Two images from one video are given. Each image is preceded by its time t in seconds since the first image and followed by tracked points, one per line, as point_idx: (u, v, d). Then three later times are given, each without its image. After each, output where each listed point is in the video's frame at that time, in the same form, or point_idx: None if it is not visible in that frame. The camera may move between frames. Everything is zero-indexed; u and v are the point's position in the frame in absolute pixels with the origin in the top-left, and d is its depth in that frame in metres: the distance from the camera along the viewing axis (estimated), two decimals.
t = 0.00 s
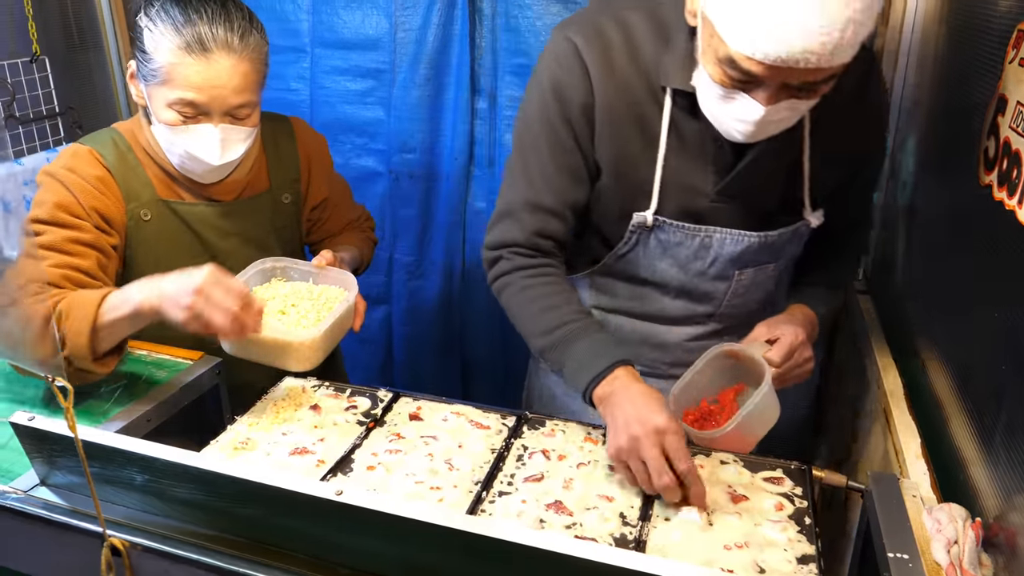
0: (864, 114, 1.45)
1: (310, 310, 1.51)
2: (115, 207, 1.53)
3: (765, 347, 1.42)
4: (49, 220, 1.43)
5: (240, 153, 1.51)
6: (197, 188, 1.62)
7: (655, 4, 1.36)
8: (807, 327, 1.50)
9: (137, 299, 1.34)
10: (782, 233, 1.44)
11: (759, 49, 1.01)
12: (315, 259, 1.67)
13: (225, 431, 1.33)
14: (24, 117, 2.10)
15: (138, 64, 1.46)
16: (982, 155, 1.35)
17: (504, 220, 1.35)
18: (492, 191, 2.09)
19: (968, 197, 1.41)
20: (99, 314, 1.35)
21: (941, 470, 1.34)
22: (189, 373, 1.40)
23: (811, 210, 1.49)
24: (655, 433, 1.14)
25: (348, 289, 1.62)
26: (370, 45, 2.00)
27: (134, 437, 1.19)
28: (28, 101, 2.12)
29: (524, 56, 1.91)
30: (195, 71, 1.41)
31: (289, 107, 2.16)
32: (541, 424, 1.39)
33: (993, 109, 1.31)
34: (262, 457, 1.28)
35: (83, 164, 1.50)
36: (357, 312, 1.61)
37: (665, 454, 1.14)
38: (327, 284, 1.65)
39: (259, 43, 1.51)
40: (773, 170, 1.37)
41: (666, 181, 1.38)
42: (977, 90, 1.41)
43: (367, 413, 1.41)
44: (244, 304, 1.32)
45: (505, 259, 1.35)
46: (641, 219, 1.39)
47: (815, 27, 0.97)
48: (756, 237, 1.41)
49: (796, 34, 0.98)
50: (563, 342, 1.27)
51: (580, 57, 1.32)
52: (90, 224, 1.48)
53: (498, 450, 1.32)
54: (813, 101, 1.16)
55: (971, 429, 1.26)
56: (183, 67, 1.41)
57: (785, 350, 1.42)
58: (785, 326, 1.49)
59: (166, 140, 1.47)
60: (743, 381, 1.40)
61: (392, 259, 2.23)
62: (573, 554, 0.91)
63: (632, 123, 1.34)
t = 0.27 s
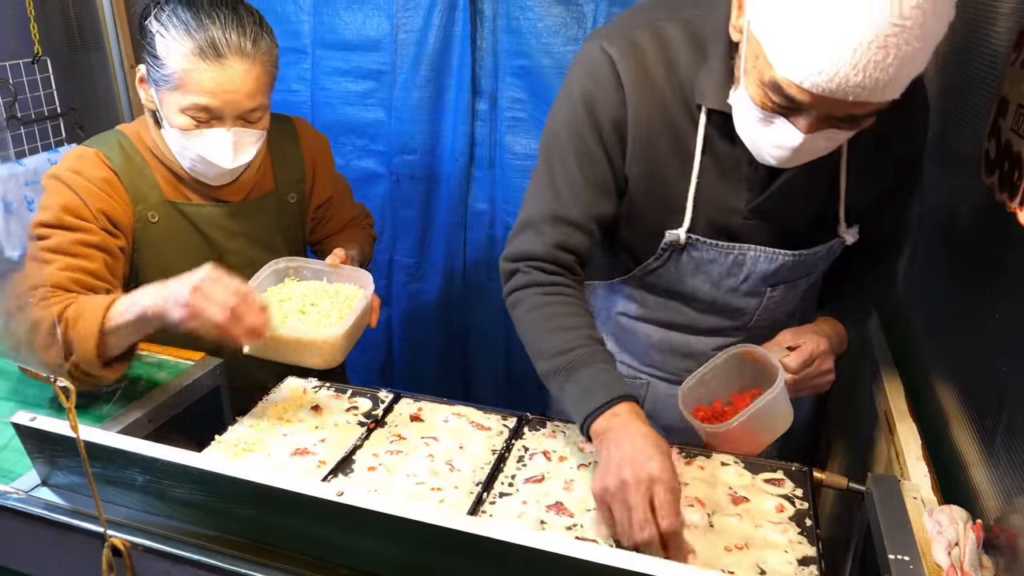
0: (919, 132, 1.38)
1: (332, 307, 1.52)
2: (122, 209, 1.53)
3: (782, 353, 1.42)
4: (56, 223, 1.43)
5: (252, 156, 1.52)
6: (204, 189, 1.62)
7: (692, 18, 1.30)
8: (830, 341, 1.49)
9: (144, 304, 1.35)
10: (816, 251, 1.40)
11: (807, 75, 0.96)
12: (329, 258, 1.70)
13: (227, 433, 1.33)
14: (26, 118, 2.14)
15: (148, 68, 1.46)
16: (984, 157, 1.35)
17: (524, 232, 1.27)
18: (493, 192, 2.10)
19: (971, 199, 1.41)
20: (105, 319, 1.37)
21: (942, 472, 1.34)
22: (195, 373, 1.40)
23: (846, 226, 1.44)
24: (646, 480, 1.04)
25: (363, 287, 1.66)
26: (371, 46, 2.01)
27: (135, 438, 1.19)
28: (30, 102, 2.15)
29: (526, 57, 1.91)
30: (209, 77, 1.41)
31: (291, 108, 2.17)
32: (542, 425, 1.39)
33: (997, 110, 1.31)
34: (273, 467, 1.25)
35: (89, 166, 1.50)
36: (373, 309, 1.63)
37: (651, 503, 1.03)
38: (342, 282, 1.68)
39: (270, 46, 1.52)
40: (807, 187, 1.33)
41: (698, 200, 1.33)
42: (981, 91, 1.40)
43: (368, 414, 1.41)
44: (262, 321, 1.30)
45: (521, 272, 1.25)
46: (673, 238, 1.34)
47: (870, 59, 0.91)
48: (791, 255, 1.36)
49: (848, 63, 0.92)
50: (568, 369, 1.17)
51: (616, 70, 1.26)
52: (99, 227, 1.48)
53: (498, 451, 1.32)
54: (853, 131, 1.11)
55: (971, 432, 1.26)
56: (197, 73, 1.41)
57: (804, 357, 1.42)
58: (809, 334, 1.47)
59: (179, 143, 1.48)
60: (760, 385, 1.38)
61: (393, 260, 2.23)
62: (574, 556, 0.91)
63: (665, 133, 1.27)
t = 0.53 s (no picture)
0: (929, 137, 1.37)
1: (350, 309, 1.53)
2: (136, 207, 1.52)
3: (801, 356, 1.42)
4: (79, 224, 1.44)
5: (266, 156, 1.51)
6: (214, 188, 1.62)
7: (713, 22, 1.31)
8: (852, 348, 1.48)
9: (216, 289, 1.46)
10: (837, 255, 1.38)
11: (824, 82, 0.97)
12: (338, 260, 1.69)
13: (227, 433, 1.33)
14: (26, 118, 2.12)
15: (162, 71, 1.46)
16: (984, 159, 1.35)
17: (552, 238, 1.26)
18: (494, 192, 2.10)
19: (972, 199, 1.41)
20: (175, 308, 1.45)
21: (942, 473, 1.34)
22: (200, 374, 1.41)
23: (867, 233, 1.42)
24: (702, 463, 1.04)
25: (373, 286, 1.65)
26: (372, 47, 2.01)
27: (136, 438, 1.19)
28: (31, 102, 2.13)
29: (527, 58, 1.91)
30: (225, 78, 1.41)
31: (294, 109, 2.17)
32: (542, 426, 1.39)
33: (997, 111, 1.31)
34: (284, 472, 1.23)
35: (102, 166, 1.49)
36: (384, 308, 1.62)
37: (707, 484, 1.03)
38: (351, 283, 1.67)
39: (282, 46, 1.52)
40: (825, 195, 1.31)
41: (717, 201, 1.32)
42: (979, 89, 1.40)
43: (368, 415, 1.41)
44: (318, 289, 1.49)
45: (549, 277, 1.25)
46: (690, 240, 1.34)
47: (889, 68, 0.91)
48: (808, 260, 1.35)
49: (866, 72, 0.92)
50: (605, 368, 1.15)
51: (638, 71, 1.26)
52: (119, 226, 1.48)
53: (499, 452, 1.32)
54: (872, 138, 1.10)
55: (971, 432, 1.27)
56: (213, 75, 1.41)
57: (823, 360, 1.41)
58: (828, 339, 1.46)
59: (191, 144, 1.47)
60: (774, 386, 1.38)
61: (394, 260, 2.23)
62: (574, 556, 0.91)
63: (687, 135, 1.27)
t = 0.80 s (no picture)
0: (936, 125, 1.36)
1: (357, 310, 1.53)
2: (143, 206, 1.51)
3: (825, 363, 1.39)
4: (85, 222, 1.41)
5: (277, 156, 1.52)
6: (222, 188, 1.62)
7: (720, 10, 1.31)
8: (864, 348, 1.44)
9: (215, 335, 1.36)
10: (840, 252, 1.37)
11: (832, 74, 0.96)
12: (346, 261, 1.70)
13: (227, 433, 1.33)
14: (26, 119, 2.11)
15: (175, 70, 1.46)
16: (985, 158, 1.35)
17: (548, 218, 1.33)
18: (494, 192, 2.11)
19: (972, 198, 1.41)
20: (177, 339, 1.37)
21: (942, 472, 1.34)
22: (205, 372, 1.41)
23: (871, 231, 1.41)
24: (702, 427, 1.13)
25: (382, 288, 1.67)
26: (374, 47, 2.00)
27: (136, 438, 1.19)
28: (31, 102, 2.13)
29: (527, 58, 1.91)
30: (240, 78, 1.41)
31: (296, 109, 2.16)
32: (542, 426, 1.39)
33: (997, 111, 1.31)
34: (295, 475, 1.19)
35: (109, 165, 1.48)
36: (391, 310, 1.63)
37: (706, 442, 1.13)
38: (359, 284, 1.69)
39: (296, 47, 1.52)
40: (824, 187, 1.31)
41: (718, 195, 1.32)
42: (979, 86, 1.40)
43: (368, 415, 1.41)
44: (318, 362, 1.37)
45: (548, 252, 1.32)
46: (693, 230, 1.34)
47: (896, 58, 0.91)
48: (812, 254, 1.34)
49: (875, 63, 0.92)
50: (605, 335, 1.25)
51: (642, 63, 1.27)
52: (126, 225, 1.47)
53: (499, 452, 1.32)
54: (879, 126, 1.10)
55: (971, 433, 1.27)
56: (227, 74, 1.41)
57: (848, 369, 1.37)
58: (850, 346, 1.43)
59: (203, 143, 1.47)
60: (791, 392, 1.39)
61: (396, 259, 2.23)
62: (574, 557, 0.91)
63: (686, 127, 1.28)
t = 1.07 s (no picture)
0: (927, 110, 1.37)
1: (355, 311, 1.52)
2: (144, 207, 1.52)
3: (824, 364, 1.39)
4: (85, 221, 1.42)
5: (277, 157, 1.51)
6: (223, 188, 1.62)
7: (714, 7, 1.32)
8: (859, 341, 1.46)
9: (200, 309, 1.33)
10: (836, 244, 1.37)
11: (825, 58, 0.96)
12: (346, 262, 1.69)
13: (227, 433, 1.34)
14: (26, 119, 2.11)
15: (175, 70, 1.46)
16: (985, 159, 1.35)
17: (547, 213, 1.36)
18: (497, 191, 2.11)
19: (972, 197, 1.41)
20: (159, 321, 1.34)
21: (942, 473, 1.34)
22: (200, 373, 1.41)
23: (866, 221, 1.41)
24: (708, 402, 1.18)
25: (380, 289, 1.66)
26: (375, 47, 2.00)
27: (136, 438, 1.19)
28: (31, 102, 2.13)
29: (528, 58, 1.91)
30: (240, 78, 1.41)
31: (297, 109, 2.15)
32: (542, 426, 1.39)
33: (998, 111, 1.31)
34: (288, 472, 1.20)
35: (112, 165, 1.49)
36: (391, 311, 1.61)
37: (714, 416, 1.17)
38: (359, 284, 1.68)
39: (297, 48, 1.52)
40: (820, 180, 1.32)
41: (715, 189, 1.32)
42: (980, 88, 1.41)
43: (369, 415, 1.41)
44: (304, 317, 1.32)
45: (546, 246, 1.36)
46: (690, 221, 1.33)
47: (886, 39, 0.91)
48: (808, 246, 1.34)
49: (866, 45, 0.92)
50: (609, 326, 1.28)
51: (637, 64, 1.26)
52: (124, 224, 1.47)
53: (500, 452, 1.32)
54: (876, 109, 1.10)
55: (971, 433, 1.27)
56: (227, 75, 1.41)
57: (847, 367, 1.37)
58: (845, 344, 1.43)
59: (204, 144, 1.47)
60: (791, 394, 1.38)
61: (397, 259, 2.23)
62: (574, 557, 0.91)
63: (681, 124, 1.28)
